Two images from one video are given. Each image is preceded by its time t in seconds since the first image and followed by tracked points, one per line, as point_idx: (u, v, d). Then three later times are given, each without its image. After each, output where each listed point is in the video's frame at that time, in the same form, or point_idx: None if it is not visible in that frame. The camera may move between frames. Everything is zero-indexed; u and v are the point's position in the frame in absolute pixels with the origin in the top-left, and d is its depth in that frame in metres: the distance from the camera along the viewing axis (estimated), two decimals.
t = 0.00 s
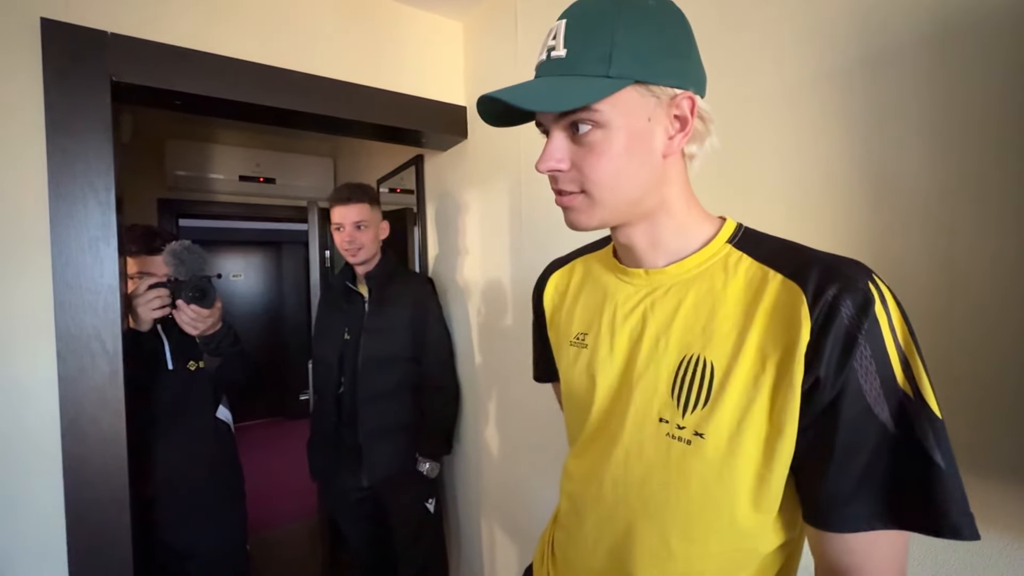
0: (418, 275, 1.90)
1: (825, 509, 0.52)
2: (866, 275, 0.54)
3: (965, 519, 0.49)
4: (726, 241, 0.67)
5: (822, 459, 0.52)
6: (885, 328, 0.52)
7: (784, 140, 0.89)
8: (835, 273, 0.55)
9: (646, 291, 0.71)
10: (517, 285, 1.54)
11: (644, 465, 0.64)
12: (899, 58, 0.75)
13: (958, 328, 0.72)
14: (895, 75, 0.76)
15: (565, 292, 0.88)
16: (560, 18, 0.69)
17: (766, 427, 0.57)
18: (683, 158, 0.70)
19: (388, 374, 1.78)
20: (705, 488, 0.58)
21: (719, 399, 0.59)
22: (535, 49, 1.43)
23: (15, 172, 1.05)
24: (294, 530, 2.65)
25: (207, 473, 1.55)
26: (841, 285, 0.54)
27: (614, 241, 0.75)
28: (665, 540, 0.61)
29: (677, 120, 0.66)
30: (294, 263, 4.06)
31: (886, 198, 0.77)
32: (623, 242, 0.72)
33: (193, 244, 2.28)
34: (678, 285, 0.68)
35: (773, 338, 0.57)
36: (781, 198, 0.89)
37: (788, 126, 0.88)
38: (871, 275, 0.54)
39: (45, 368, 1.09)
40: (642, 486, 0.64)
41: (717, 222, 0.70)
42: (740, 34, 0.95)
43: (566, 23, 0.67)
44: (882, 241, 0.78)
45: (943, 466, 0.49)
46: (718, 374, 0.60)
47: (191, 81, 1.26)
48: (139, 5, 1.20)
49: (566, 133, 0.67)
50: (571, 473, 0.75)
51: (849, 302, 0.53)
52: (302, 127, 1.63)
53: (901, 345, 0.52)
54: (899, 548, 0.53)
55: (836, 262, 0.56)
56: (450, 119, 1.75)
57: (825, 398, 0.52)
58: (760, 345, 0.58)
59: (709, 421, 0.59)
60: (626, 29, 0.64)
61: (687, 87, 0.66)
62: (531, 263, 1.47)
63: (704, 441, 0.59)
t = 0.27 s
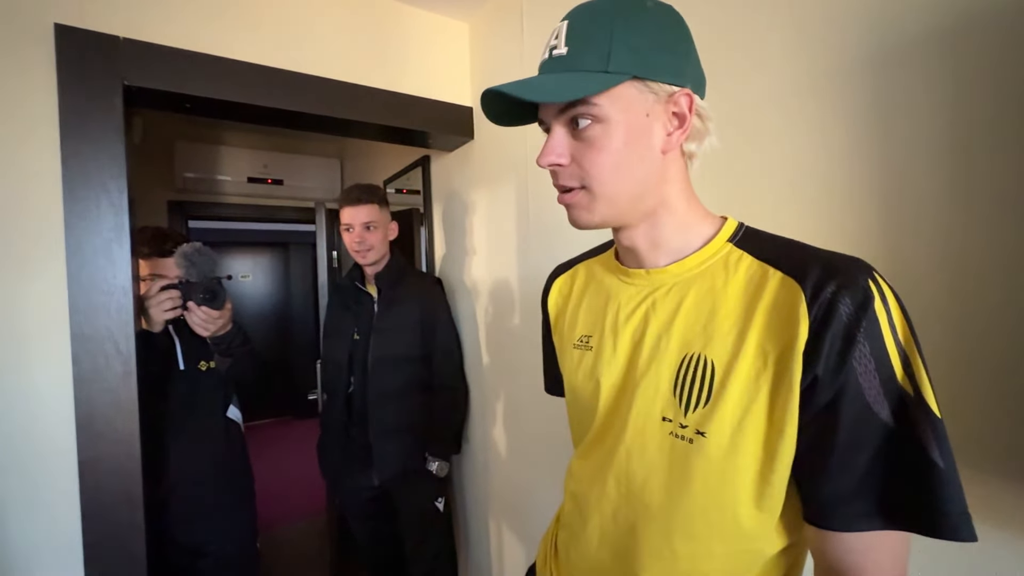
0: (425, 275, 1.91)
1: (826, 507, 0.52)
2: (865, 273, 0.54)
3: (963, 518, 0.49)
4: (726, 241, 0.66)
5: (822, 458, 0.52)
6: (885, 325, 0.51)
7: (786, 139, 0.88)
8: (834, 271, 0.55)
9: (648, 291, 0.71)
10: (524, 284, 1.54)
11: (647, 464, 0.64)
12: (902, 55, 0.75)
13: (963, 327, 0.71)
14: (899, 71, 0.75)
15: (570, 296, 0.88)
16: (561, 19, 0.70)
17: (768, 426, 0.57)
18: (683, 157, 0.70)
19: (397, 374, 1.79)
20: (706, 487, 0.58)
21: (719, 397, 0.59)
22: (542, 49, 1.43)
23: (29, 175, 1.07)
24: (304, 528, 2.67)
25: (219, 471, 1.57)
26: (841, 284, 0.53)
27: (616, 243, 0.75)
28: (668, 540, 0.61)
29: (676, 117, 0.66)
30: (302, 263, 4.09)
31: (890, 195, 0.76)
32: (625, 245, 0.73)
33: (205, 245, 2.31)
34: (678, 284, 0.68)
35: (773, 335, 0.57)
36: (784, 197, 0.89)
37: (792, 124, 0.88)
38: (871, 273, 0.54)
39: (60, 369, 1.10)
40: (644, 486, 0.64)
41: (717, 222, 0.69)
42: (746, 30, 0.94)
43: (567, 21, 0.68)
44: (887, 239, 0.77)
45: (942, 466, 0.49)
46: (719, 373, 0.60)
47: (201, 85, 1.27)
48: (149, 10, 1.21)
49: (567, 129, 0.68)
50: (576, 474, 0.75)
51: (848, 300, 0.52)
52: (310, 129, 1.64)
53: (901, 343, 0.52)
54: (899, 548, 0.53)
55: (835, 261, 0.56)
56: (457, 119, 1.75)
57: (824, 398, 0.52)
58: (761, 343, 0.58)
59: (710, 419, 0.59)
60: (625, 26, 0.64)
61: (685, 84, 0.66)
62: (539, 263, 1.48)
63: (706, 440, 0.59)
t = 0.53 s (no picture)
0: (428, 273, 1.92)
1: (820, 504, 0.52)
2: (865, 268, 0.54)
3: (957, 514, 0.49)
4: (727, 237, 0.67)
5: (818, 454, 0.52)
6: (883, 322, 0.52)
7: (785, 135, 0.88)
8: (832, 267, 0.55)
9: (649, 287, 0.72)
10: (526, 282, 1.55)
11: (646, 459, 0.65)
12: (904, 50, 0.74)
13: (960, 324, 0.71)
14: (901, 66, 0.75)
15: (572, 293, 0.88)
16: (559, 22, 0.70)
17: (765, 420, 0.57)
18: (683, 152, 0.70)
19: (400, 371, 1.80)
20: (702, 482, 0.58)
21: (716, 392, 0.59)
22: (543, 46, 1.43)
23: (35, 175, 1.08)
24: (309, 525, 2.70)
25: (224, 469, 1.58)
26: (839, 279, 0.54)
27: (619, 240, 0.75)
28: (664, 534, 0.61)
29: (674, 112, 0.66)
30: (305, 261, 4.10)
31: (890, 191, 0.76)
32: (627, 241, 0.73)
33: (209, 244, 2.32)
34: (678, 280, 0.68)
35: (770, 330, 0.58)
36: (785, 193, 0.89)
37: (792, 119, 0.88)
38: (870, 268, 0.54)
39: (68, 367, 1.11)
40: (642, 480, 0.65)
41: (718, 218, 0.70)
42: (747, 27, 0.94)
43: (564, 25, 0.68)
44: (887, 235, 0.77)
45: (937, 464, 0.49)
46: (716, 367, 0.60)
47: (204, 84, 1.28)
48: (152, 9, 1.22)
49: (566, 128, 0.69)
50: (577, 469, 0.76)
51: (845, 295, 0.53)
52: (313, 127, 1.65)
53: (900, 339, 0.52)
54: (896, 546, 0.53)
55: (834, 257, 0.56)
56: (458, 117, 1.75)
57: (820, 393, 0.52)
58: (757, 338, 0.58)
59: (707, 414, 0.59)
60: (622, 25, 0.64)
61: (682, 80, 0.66)
62: (541, 261, 1.48)
63: (703, 434, 0.59)
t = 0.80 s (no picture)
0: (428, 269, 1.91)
1: (813, 522, 0.52)
2: (856, 280, 0.53)
3: (950, 530, 0.49)
4: (724, 241, 0.66)
5: (809, 468, 0.52)
6: (872, 337, 0.51)
7: (786, 131, 0.88)
8: (823, 278, 0.54)
9: (645, 291, 0.72)
10: (528, 278, 1.55)
11: (641, 463, 0.65)
12: (908, 44, 0.73)
13: (959, 326, 0.71)
14: (903, 61, 0.74)
15: (574, 292, 0.88)
16: (562, 21, 0.69)
17: (756, 429, 0.57)
18: (687, 157, 0.70)
19: (402, 367, 1.80)
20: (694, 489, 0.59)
21: (708, 400, 0.59)
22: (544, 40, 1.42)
23: (36, 172, 1.08)
24: (312, 520, 2.71)
25: (227, 465, 1.58)
26: (828, 291, 0.53)
27: (619, 245, 0.75)
28: (661, 536, 0.62)
29: (682, 119, 0.66)
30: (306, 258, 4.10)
31: (892, 189, 0.76)
32: (628, 247, 0.72)
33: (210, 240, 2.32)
34: (674, 285, 0.68)
35: (760, 339, 0.57)
36: (786, 191, 0.88)
37: (794, 115, 0.87)
38: (861, 280, 0.53)
39: (70, 364, 1.12)
40: (637, 484, 0.65)
41: (717, 222, 0.69)
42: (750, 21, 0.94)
43: (569, 26, 0.67)
44: (887, 234, 0.76)
45: (932, 482, 0.48)
46: (709, 374, 0.60)
47: (204, 80, 1.27)
48: (151, 5, 1.21)
49: (573, 136, 0.67)
50: (576, 469, 0.77)
51: (833, 309, 0.52)
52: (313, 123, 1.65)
53: (890, 354, 0.52)
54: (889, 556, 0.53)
55: (824, 269, 0.55)
56: (459, 112, 1.75)
57: (807, 409, 0.52)
58: (747, 347, 0.58)
59: (700, 420, 0.59)
60: (632, 30, 0.63)
61: (691, 87, 0.65)
62: (542, 256, 1.48)
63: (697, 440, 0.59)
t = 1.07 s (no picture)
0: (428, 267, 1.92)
1: (801, 497, 0.53)
2: (847, 263, 0.54)
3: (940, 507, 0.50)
4: (715, 232, 0.67)
5: (802, 444, 0.53)
6: (865, 317, 0.52)
7: (784, 127, 0.89)
8: (815, 261, 0.55)
9: (642, 283, 0.72)
10: (526, 276, 1.55)
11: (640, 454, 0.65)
12: (904, 41, 0.74)
13: (955, 315, 0.71)
14: (901, 57, 0.74)
15: (567, 292, 0.89)
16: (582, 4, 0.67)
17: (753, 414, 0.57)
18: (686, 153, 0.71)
19: (401, 365, 1.80)
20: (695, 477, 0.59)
21: (707, 387, 0.59)
22: (542, 39, 1.43)
23: (35, 172, 1.08)
24: (312, 519, 2.71)
25: (228, 464, 1.59)
26: (820, 274, 0.54)
27: (615, 238, 0.74)
28: (662, 526, 0.62)
29: (690, 115, 0.67)
30: (306, 257, 4.11)
31: (889, 182, 0.76)
32: (624, 239, 0.72)
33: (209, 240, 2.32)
34: (669, 276, 0.69)
35: (755, 324, 0.58)
36: (783, 186, 0.89)
37: (791, 111, 0.88)
38: (853, 263, 0.54)
39: (70, 363, 1.12)
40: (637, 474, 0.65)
41: (707, 214, 0.70)
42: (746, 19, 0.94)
43: (593, 10, 0.65)
44: (883, 226, 0.77)
45: (909, 454, 0.49)
46: (707, 362, 0.60)
47: (202, 79, 1.27)
48: (149, 4, 1.21)
49: (593, 128, 0.65)
50: (579, 465, 0.77)
51: (826, 290, 0.53)
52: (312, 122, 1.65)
53: (881, 333, 0.52)
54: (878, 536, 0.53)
55: (817, 252, 0.56)
56: (457, 111, 1.75)
57: (800, 387, 0.53)
58: (744, 333, 0.59)
59: (699, 408, 0.59)
60: (658, 24, 0.64)
61: (701, 85, 0.68)
62: (541, 254, 1.48)
63: (696, 428, 0.59)
